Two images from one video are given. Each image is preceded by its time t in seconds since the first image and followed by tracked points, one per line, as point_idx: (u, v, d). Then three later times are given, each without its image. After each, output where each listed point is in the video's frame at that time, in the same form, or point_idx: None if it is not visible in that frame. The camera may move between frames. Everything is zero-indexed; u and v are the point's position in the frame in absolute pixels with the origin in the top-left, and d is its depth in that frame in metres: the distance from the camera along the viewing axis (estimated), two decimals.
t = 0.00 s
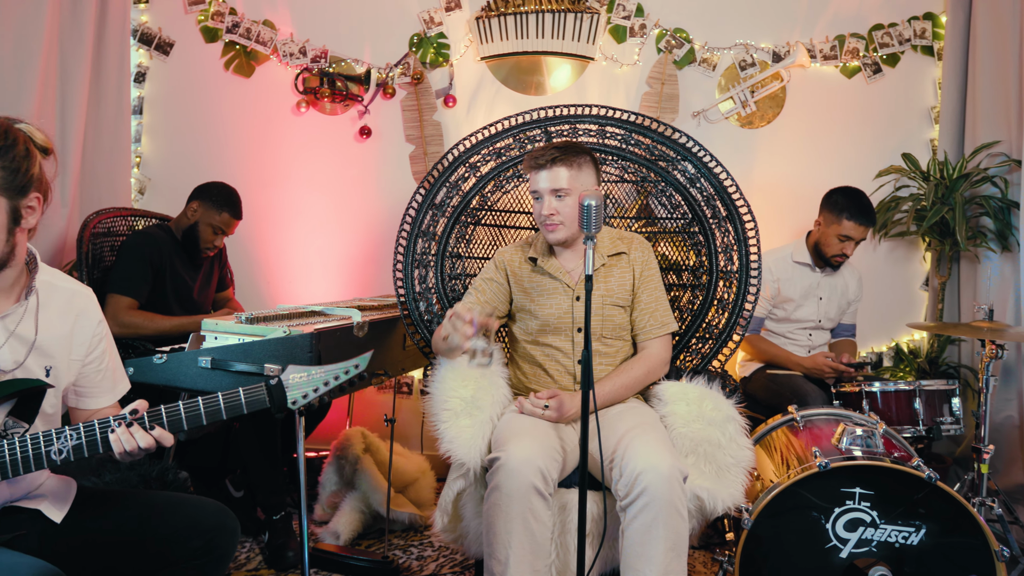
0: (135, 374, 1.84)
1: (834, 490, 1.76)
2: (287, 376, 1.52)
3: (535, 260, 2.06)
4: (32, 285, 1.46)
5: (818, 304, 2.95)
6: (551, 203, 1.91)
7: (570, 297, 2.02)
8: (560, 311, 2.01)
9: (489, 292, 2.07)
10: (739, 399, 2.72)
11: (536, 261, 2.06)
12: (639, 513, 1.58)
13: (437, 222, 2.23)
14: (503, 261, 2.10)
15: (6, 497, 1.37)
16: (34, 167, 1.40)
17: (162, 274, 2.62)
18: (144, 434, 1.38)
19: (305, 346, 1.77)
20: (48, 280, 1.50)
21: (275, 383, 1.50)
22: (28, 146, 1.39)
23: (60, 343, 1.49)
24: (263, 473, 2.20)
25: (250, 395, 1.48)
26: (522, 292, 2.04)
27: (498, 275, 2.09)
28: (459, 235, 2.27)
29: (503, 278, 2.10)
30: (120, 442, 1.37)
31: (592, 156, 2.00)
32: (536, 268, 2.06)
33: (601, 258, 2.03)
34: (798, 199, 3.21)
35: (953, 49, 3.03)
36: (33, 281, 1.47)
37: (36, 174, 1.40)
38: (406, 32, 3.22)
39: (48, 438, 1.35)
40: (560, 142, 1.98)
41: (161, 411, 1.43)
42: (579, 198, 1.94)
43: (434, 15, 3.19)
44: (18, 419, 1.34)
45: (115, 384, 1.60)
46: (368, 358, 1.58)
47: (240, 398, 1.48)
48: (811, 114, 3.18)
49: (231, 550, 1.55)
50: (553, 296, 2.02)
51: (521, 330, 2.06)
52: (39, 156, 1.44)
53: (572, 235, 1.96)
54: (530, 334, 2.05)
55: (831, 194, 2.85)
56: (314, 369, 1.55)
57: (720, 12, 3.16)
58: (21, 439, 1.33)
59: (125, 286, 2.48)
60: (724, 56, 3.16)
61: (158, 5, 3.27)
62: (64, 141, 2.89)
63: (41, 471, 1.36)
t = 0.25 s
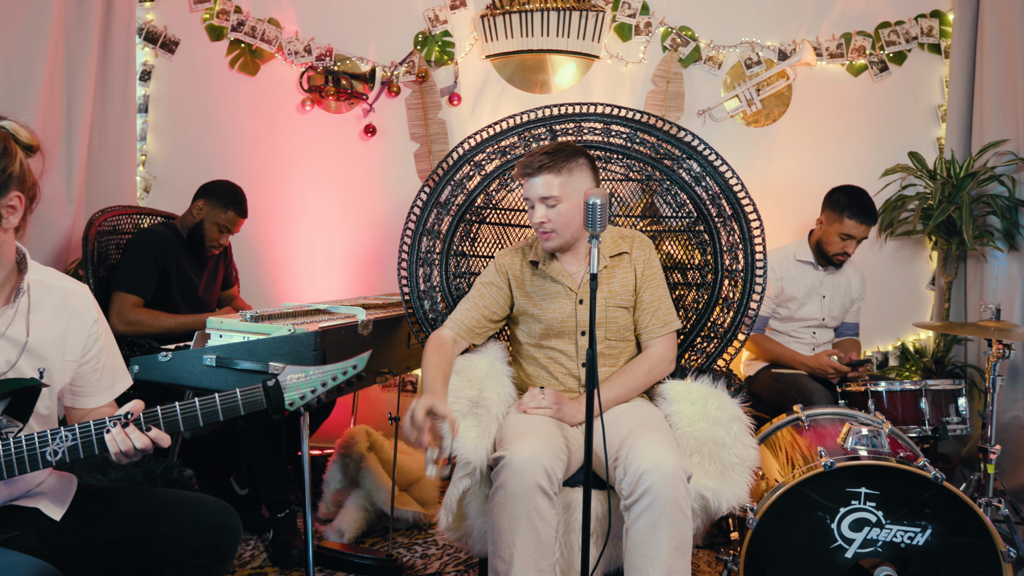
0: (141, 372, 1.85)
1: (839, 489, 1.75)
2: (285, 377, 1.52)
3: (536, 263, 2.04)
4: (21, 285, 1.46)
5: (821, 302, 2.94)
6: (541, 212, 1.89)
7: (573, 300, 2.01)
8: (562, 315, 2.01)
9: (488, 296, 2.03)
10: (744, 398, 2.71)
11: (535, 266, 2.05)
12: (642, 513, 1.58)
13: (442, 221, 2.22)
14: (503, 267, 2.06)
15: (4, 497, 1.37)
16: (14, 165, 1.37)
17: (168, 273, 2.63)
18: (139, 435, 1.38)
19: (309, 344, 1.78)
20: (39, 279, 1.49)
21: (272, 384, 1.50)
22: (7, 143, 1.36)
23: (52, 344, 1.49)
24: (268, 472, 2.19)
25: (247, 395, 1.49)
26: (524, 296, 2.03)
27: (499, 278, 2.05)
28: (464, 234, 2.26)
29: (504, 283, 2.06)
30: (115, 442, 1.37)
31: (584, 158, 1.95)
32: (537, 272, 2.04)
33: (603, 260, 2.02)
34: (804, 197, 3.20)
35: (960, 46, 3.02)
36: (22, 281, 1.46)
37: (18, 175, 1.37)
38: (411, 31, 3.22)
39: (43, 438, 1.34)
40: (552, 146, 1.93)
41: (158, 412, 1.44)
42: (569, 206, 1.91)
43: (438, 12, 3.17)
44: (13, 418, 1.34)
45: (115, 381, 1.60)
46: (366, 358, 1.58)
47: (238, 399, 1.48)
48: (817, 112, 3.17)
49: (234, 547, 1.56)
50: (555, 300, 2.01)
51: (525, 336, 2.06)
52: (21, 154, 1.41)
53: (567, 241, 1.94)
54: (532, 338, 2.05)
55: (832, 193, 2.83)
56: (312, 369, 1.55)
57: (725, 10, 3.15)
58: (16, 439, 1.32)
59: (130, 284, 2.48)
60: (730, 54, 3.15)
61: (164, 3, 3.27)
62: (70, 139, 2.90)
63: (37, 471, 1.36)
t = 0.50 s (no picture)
0: (142, 372, 1.87)
1: (839, 490, 1.75)
2: (289, 392, 1.56)
3: (526, 273, 1.98)
4: (10, 289, 1.44)
5: (818, 301, 2.94)
6: (521, 228, 1.83)
7: (566, 310, 1.96)
8: (556, 325, 1.96)
9: (481, 308, 1.95)
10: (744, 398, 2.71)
11: (524, 274, 1.99)
12: (641, 513, 1.58)
13: (441, 221, 2.22)
14: (494, 279, 1.98)
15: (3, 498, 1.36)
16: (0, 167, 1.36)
17: (168, 273, 2.63)
18: (149, 446, 1.39)
19: (309, 344, 1.77)
20: (28, 279, 1.49)
21: (277, 399, 1.53)
22: None
23: (47, 343, 1.48)
24: (269, 473, 2.18)
25: (252, 409, 1.51)
26: (516, 310, 1.97)
27: (490, 289, 1.98)
28: (463, 234, 2.26)
29: (497, 294, 1.98)
30: (125, 452, 1.38)
31: (564, 169, 1.87)
32: (527, 281, 1.98)
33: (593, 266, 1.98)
34: (804, 197, 3.20)
35: (960, 46, 3.02)
36: (12, 283, 1.45)
37: None
38: (411, 31, 3.22)
39: (52, 444, 1.33)
40: (531, 157, 1.85)
41: (167, 422, 1.43)
42: (548, 220, 1.83)
43: (439, 13, 3.17)
44: (15, 421, 1.32)
45: (108, 372, 1.60)
46: (364, 375, 1.61)
47: (244, 412, 1.51)
48: (817, 113, 3.17)
49: (233, 547, 1.57)
50: (548, 311, 1.96)
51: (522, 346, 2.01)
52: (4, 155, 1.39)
53: (549, 255, 1.87)
54: (527, 348, 2.00)
55: (830, 194, 2.83)
56: (315, 386, 1.59)
57: (725, 10, 3.15)
58: (22, 445, 1.31)
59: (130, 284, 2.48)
60: (730, 54, 3.15)
61: (164, 3, 3.27)
62: (71, 139, 2.90)
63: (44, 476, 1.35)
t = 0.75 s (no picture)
0: (143, 373, 1.86)
1: (841, 490, 1.75)
2: (291, 395, 1.55)
3: (515, 287, 1.91)
4: (9, 294, 1.44)
5: (818, 301, 2.94)
6: (503, 245, 1.78)
7: (559, 324, 1.91)
8: (551, 340, 1.92)
9: (476, 336, 1.86)
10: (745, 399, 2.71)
11: (513, 288, 1.92)
12: (639, 513, 1.58)
13: (443, 222, 2.22)
14: (486, 304, 1.88)
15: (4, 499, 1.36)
16: None
17: (170, 274, 2.63)
18: (147, 449, 1.39)
19: (311, 345, 1.76)
20: (26, 283, 1.49)
21: (278, 402, 1.53)
22: None
23: (46, 349, 1.48)
24: (271, 473, 2.22)
25: (253, 411, 1.51)
26: (509, 329, 1.91)
27: (483, 315, 1.87)
28: (465, 234, 2.24)
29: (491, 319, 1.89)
30: (124, 455, 1.38)
31: (547, 183, 1.83)
32: (516, 296, 1.91)
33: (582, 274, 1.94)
34: (806, 197, 3.20)
35: (962, 46, 3.01)
36: (11, 288, 1.45)
37: None
38: (412, 31, 3.22)
39: (51, 446, 1.34)
40: (513, 170, 1.82)
41: (167, 425, 1.43)
42: (531, 236, 1.79)
43: (440, 13, 3.18)
44: (16, 422, 1.31)
45: (108, 374, 1.61)
46: (367, 376, 1.60)
47: (244, 414, 1.51)
48: (819, 113, 3.17)
49: (233, 548, 1.56)
50: (542, 328, 1.91)
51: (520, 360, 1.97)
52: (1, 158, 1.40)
53: (533, 271, 1.82)
54: (525, 365, 1.98)
55: (830, 195, 2.83)
56: (317, 388, 1.58)
57: (727, 10, 3.14)
58: (22, 447, 1.32)
59: (132, 285, 2.48)
60: (732, 54, 3.15)
61: (166, 4, 3.27)
62: (72, 140, 2.90)
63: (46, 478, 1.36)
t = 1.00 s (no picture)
0: (147, 372, 1.85)
1: (845, 490, 1.74)
2: (296, 397, 1.55)
3: (506, 309, 1.87)
4: (11, 297, 1.44)
5: (821, 300, 2.93)
6: (490, 272, 1.76)
7: (556, 340, 1.88)
8: (550, 357, 1.88)
9: (475, 365, 1.83)
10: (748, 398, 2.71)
11: (505, 310, 1.87)
12: (641, 514, 1.57)
13: (446, 221, 2.23)
14: (480, 332, 1.84)
15: (9, 498, 1.37)
16: None
17: (174, 274, 2.64)
18: (153, 450, 1.39)
19: (314, 344, 1.76)
20: (28, 283, 1.49)
21: (284, 405, 1.52)
22: None
23: (49, 350, 1.49)
24: (273, 472, 2.22)
25: (258, 414, 1.51)
26: (507, 350, 1.88)
27: (480, 346, 1.83)
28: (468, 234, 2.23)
29: (488, 348, 1.84)
30: (129, 456, 1.38)
31: (530, 207, 1.80)
32: (510, 317, 1.87)
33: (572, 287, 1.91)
34: (809, 196, 3.19)
35: (967, 45, 3.00)
36: (13, 290, 1.44)
37: None
38: (415, 30, 3.22)
39: (57, 447, 1.35)
40: (495, 196, 1.77)
41: (173, 426, 1.44)
42: (517, 260, 1.76)
43: (443, 12, 3.18)
44: (21, 421, 1.32)
45: (111, 373, 1.61)
46: (372, 379, 1.61)
47: (249, 417, 1.51)
48: (822, 112, 3.16)
49: (237, 548, 1.56)
50: (539, 348, 1.87)
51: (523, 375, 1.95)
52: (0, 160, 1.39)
53: (522, 293, 1.81)
54: (530, 380, 1.96)
55: (833, 194, 2.82)
56: (322, 391, 1.58)
57: (730, 9, 3.14)
58: (26, 447, 1.33)
59: (136, 284, 2.49)
60: (735, 53, 3.14)
61: (169, 4, 3.28)
62: (76, 140, 2.91)
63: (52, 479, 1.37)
